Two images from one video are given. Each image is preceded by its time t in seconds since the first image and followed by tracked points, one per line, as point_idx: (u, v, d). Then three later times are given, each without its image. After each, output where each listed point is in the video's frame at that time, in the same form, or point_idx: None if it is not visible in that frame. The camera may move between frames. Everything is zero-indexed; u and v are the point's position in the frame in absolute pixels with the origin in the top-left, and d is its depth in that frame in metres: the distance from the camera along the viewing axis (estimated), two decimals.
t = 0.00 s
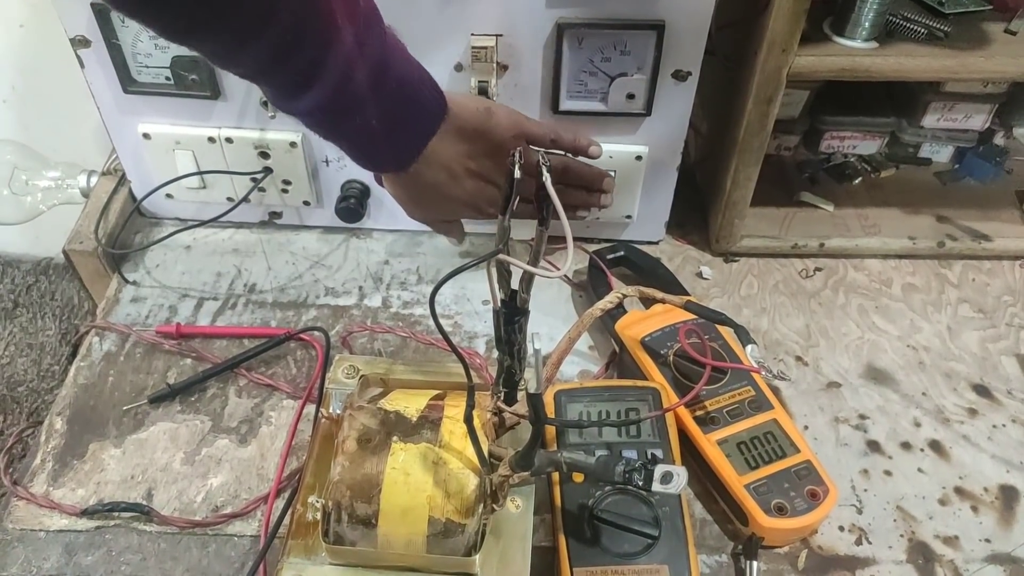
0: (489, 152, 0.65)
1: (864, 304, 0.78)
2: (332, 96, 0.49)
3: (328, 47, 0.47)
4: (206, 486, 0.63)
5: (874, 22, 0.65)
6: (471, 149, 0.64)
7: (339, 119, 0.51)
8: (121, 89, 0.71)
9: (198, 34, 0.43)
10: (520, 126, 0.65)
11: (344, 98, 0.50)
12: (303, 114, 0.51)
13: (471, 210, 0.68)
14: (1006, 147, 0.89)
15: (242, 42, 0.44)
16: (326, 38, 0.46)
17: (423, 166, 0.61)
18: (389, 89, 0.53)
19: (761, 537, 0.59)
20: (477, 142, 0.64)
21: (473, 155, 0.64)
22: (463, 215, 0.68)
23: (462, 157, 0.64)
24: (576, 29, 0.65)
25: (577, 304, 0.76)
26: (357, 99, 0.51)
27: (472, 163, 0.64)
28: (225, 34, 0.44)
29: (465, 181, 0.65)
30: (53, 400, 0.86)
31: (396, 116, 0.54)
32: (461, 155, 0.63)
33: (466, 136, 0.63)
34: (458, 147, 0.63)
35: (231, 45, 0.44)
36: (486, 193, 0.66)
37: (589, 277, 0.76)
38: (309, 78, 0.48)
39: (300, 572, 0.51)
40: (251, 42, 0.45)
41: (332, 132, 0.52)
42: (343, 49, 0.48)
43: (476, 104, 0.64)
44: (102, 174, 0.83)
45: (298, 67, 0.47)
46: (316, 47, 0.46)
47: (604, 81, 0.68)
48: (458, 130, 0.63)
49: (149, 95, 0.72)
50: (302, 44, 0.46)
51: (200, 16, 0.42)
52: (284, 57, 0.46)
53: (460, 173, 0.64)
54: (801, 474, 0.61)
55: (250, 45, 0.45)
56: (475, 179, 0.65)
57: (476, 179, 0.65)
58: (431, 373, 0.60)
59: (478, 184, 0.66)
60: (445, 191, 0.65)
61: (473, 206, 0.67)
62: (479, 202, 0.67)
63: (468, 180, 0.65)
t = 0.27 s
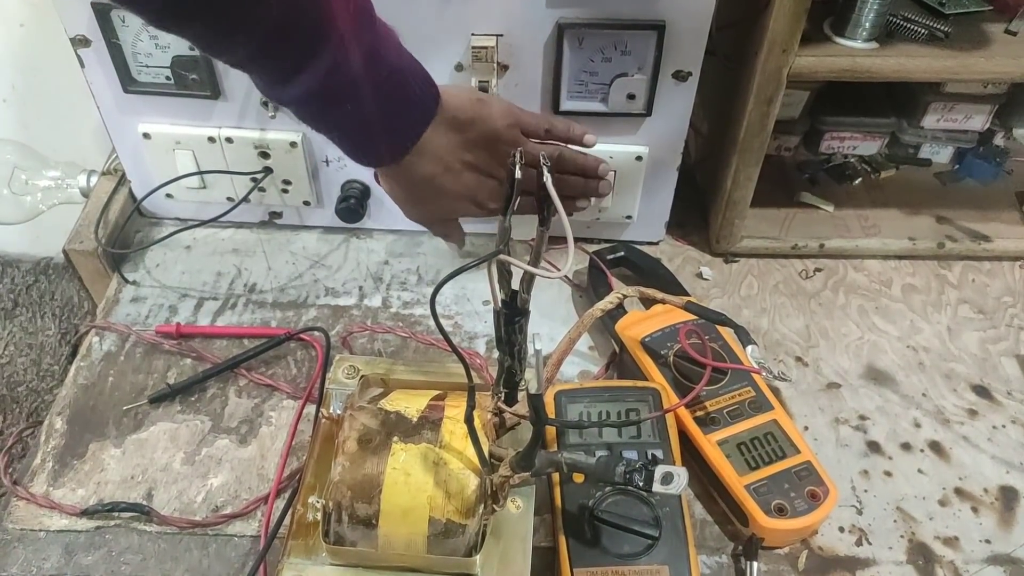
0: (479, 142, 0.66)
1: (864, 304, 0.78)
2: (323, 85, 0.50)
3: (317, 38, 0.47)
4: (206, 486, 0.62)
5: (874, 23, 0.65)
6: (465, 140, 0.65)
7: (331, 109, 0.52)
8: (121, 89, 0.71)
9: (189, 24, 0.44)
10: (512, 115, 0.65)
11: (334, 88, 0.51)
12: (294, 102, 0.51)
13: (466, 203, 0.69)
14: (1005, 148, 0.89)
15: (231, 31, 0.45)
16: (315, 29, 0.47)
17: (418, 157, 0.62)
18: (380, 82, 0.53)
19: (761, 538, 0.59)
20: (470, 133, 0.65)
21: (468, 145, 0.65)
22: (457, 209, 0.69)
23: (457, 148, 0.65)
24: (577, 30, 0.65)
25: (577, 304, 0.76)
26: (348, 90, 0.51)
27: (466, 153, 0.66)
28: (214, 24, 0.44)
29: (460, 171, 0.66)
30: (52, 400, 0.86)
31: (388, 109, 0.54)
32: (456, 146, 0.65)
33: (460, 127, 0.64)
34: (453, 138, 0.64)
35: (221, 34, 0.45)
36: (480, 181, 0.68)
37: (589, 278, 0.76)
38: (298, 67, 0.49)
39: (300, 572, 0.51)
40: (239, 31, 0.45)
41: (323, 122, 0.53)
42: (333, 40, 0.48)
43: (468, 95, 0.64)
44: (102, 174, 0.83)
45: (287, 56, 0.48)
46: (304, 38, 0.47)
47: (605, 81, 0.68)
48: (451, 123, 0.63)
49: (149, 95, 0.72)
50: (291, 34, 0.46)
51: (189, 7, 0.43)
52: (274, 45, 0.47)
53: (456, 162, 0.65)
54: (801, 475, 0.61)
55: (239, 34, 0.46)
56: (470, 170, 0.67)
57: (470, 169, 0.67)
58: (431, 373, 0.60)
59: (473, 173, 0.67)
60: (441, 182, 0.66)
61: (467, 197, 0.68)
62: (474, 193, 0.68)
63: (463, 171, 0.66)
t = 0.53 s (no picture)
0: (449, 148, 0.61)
1: (863, 303, 0.78)
2: (259, 70, 0.47)
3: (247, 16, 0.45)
4: (204, 485, 0.62)
5: (874, 21, 0.65)
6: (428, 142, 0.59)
7: (270, 99, 0.48)
8: (119, 87, 0.71)
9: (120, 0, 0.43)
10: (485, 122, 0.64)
11: (272, 74, 0.47)
12: (232, 92, 0.48)
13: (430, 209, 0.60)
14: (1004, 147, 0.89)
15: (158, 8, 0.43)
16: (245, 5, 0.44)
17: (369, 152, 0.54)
18: (325, 69, 0.48)
19: (760, 537, 0.59)
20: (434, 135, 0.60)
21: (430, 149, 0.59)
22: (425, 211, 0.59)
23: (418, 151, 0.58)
24: (576, 28, 0.65)
25: (575, 303, 0.76)
26: (286, 74, 0.47)
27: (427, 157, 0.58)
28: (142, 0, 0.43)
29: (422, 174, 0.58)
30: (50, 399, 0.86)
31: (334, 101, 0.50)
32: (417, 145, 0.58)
33: (422, 129, 0.59)
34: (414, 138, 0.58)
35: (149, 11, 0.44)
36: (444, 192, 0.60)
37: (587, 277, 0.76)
38: (232, 50, 0.46)
39: (298, 571, 0.50)
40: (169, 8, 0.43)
41: (264, 114, 0.49)
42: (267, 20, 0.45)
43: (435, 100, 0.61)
44: (100, 173, 0.83)
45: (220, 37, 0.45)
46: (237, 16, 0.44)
47: (604, 80, 0.68)
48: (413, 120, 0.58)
49: (147, 93, 0.72)
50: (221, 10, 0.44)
51: None
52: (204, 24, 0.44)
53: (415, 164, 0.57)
54: (799, 473, 0.61)
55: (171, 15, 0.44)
56: (432, 176, 0.59)
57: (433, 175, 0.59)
58: (429, 372, 0.60)
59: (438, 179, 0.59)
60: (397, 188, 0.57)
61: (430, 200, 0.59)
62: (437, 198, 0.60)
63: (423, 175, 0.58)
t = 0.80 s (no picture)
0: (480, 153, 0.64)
1: (863, 301, 0.78)
2: (316, 89, 0.48)
3: (308, 40, 0.45)
4: (205, 483, 0.62)
5: (874, 19, 0.65)
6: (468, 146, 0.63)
7: (324, 113, 0.50)
8: (119, 85, 0.71)
9: (180, 27, 0.43)
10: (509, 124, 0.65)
11: (328, 91, 0.48)
12: (289, 108, 0.49)
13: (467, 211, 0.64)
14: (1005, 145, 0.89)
15: (220, 33, 0.44)
16: (305, 30, 0.45)
17: (414, 159, 0.58)
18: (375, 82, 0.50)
19: (760, 535, 0.59)
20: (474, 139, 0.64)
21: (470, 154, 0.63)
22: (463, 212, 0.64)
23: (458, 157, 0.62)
24: (576, 26, 0.65)
25: (576, 301, 0.76)
26: (341, 89, 0.49)
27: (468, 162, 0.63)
28: (203, 26, 0.43)
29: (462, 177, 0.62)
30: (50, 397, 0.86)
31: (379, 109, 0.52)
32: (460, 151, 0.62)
33: (460, 132, 0.62)
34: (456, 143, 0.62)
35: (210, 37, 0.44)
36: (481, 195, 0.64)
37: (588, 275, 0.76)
38: (291, 72, 0.47)
39: (299, 569, 0.50)
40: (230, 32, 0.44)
41: (318, 127, 0.51)
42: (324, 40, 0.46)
43: (468, 103, 0.64)
44: (100, 170, 0.82)
45: (280, 60, 0.46)
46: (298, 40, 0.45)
47: (604, 78, 0.68)
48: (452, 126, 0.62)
49: (147, 90, 0.71)
50: (284, 37, 0.45)
51: (177, 11, 0.42)
52: (263, 48, 0.45)
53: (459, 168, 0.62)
54: (799, 471, 0.61)
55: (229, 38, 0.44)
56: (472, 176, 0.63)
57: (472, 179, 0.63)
58: (429, 370, 0.60)
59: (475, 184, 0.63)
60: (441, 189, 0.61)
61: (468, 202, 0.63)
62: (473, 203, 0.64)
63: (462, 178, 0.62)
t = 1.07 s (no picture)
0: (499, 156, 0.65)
1: (862, 300, 0.78)
2: (343, 91, 0.49)
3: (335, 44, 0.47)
4: (204, 483, 0.62)
5: (873, 17, 0.65)
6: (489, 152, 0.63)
7: (350, 115, 0.51)
8: (117, 85, 0.71)
9: (216, 31, 0.44)
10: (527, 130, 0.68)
11: (354, 94, 0.50)
12: (315, 110, 0.50)
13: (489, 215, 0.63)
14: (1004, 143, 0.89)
15: (252, 37, 0.45)
16: (334, 32, 0.46)
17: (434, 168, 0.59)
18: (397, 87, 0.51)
19: (760, 533, 0.59)
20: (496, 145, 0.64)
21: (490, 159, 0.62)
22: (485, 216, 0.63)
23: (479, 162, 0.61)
24: (575, 25, 0.65)
25: (575, 301, 0.76)
26: (364, 95, 0.50)
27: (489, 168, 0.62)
28: (237, 30, 0.44)
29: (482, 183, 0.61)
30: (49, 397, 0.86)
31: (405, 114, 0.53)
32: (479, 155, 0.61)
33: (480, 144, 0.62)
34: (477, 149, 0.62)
35: (243, 40, 0.45)
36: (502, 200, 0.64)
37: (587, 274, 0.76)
38: (320, 75, 0.48)
39: (298, 569, 0.50)
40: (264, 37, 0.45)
41: (343, 129, 0.52)
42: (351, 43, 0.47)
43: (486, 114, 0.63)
44: (98, 170, 0.82)
45: (310, 63, 0.47)
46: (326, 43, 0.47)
47: (603, 77, 0.68)
48: (474, 129, 0.63)
49: (145, 91, 0.71)
50: (314, 39, 0.46)
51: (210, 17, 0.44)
52: (294, 51, 0.46)
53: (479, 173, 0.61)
54: (799, 470, 0.61)
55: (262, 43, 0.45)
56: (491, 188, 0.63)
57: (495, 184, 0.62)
58: (428, 369, 0.60)
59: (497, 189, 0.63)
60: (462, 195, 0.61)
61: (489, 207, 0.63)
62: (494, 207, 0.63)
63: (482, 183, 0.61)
